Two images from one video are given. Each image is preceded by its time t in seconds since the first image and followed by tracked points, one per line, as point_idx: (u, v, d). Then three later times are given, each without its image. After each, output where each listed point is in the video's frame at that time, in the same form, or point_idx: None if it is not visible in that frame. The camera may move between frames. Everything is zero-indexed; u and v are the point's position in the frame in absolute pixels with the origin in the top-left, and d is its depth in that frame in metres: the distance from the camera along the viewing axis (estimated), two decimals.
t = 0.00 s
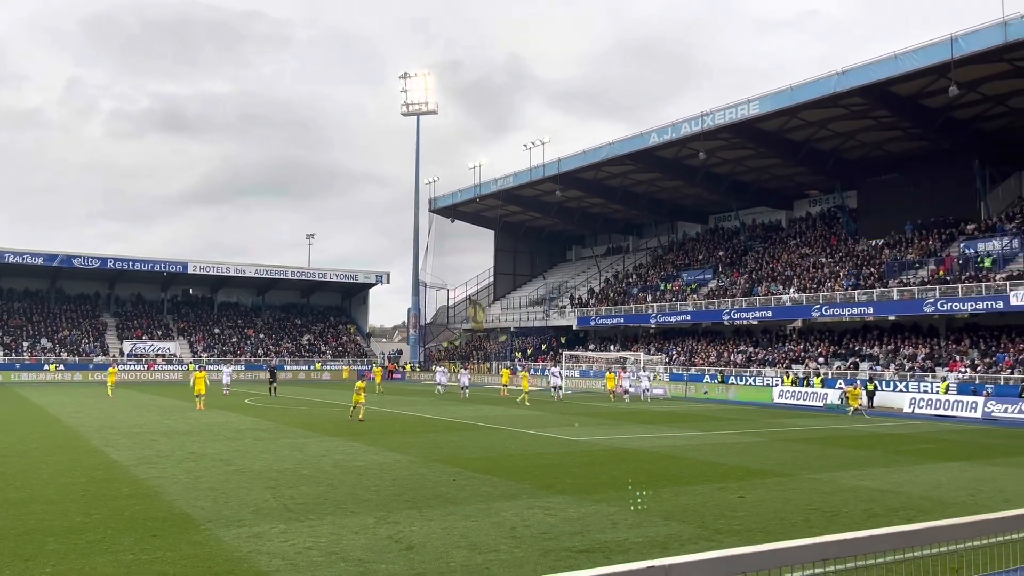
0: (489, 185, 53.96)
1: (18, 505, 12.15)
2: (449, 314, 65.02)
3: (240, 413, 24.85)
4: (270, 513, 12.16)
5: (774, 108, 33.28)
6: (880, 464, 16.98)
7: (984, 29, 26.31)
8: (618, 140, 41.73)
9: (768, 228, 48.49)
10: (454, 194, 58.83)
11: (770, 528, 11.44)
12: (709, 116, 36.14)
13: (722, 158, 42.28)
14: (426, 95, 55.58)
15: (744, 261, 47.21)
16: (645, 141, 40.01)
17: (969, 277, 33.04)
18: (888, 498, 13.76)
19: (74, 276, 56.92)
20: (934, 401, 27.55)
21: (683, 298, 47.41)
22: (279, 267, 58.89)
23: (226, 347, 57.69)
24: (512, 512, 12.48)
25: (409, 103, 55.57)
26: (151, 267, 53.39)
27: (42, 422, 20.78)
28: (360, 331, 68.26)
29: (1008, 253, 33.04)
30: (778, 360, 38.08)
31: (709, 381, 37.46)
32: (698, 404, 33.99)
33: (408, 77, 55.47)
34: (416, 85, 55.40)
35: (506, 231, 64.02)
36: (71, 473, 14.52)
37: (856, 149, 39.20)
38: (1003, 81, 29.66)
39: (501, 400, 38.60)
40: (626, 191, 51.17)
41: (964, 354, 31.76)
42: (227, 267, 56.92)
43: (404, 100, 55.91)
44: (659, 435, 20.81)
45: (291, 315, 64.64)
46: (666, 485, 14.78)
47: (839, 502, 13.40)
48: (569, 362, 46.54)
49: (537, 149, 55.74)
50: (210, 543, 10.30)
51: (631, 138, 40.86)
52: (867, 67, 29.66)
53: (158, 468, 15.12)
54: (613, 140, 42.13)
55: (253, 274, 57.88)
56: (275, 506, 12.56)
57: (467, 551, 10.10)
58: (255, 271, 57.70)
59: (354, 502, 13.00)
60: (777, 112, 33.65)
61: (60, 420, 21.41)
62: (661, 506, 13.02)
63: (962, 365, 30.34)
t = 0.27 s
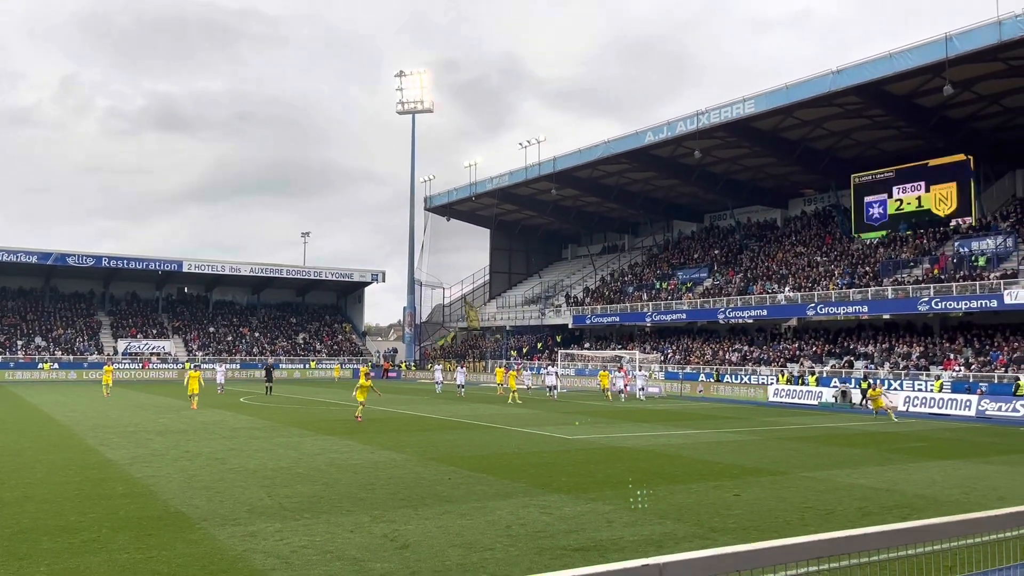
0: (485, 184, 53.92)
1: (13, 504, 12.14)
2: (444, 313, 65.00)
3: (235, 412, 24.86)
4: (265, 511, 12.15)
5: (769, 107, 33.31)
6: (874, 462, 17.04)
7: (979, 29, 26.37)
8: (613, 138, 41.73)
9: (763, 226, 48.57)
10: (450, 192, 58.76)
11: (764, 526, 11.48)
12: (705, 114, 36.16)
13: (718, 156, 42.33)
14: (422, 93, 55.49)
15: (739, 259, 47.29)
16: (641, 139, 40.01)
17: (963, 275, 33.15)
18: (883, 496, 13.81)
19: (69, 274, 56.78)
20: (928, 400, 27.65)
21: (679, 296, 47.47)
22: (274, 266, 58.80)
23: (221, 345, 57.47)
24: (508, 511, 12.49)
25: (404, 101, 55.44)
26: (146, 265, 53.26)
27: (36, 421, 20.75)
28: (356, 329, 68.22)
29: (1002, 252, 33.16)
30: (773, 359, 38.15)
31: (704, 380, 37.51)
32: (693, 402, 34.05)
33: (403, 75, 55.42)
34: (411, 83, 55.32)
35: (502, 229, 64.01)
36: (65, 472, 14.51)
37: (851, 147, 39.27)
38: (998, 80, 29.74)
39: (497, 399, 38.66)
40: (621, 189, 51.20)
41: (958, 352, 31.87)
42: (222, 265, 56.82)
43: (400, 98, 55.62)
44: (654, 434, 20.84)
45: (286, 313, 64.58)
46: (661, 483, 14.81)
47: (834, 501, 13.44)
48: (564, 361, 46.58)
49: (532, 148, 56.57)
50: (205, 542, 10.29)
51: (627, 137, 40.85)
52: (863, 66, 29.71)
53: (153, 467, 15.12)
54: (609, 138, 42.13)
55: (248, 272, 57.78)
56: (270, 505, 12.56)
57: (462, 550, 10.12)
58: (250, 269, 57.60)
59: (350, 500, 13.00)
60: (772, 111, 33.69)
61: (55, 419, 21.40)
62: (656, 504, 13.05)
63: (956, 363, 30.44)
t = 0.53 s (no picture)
0: (482, 182, 53.89)
1: (8, 503, 12.12)
2: (441, 312, 64.98)
3: (232, 410, 24.83)
4: (262, 510, 12.13)
5: (766, 106, 33.32)
6: (871, 460, 17.08)
7: (975, 28, 26.40)
8: (611, 137, 41.73)
9: (760, 225, 48.63)
10: (447, 191, 58.71)
11: (761, 525, 11.50)
12: (702, 113, 36.17)
13: (715, 155, 42.34)
14: (419, 91, 55.46)
15: (736, 258, 47.34)
16: (637, 138, 40.00)
17: (959, 274, 33.23)
18: (879, 494, 13.84)
19: (65, 273, 56.65)
20: (924, 398, 27.70)
21: (675, 295, 47.51)
22: (271, 265, 58.72)
23: (217, 344, 57.34)
24: (505, 509, 12.50)
25: (401, 100, 55.38)
26: (142, 264, 53.15)
27: (32, 420, 20.71)
28: (353, 328, 68.18)
29: (998, 251, 33.22)
30: (769, 357, 38.19)
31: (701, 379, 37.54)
32: (690, 401, 34.09)
33: (400, 74, 55.37)
34: (408, 81, 55.27)
35: (499, 228, 64.00)
36: (61, 471, 14.49)
37: (848, 146, 39.31)
38: (994, 79, 29.79)
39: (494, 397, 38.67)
40: (618, 188, 51.21)
41: (954, 351, 31.94)
42: (219, 264, 56.71)
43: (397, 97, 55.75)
44: (651, 432, 20.85)
45: (282, 312, 64.54)
46: (658, 481, 14.83)
47: (830, 499, 13.47)
48: (561, 359, 46.58)
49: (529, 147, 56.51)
50: (202, 541, 10.28)
51: (624, 135, 40.85)
52: (859, 65, 29.73)
53: (149, 466, 15.11)
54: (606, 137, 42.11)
55: (245, 271, 57.68)
56: (266, 504, 12.56)
57: (459, 548, 10.12)
58: (247, 268, 57.54)
59: (346, 499, 12.99)
60: (769, 110, 33.70)
61: (51, 417, 21.36)
62: (653, 502, 13.07)
63: (952, 362, 30.51)
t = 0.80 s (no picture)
0: (480, 181, 53.86)
1: (5, 503, 12.10)
2: (440, 311, 64.95)
3: (230, 409, 24.80)
4: (260, 510, 12.12)
5: (765, 105, 33.29)
6: (869, 459, 17.10)
7: (974, 27, 26.40)
8: (609, 136, 41.69)
9: (759, 224, 48.62)
10: (445, 190, 58.66)
11: (759, 523, 11.51)
12: (701, 112, 36.14)
13: (713, 154, 42.33)
14: (417, 90, 55.43)
15: (734, 257, 47.35)
16: (636, 137, 39.98)
17: (958, 274, 33.24)
18: (877, 493, 13.85)
19: (63, 272, 56.60)
20: (923, 398, 27.71)
21: (674, 294, 47.51)
22: (269, 264, 58.66)
23: (215, 343, 57.26)
24: (504, 508, 12.49)
25: (400, 99, 55.35)
26: (141, 263, 53.10)
27: (30, 419, 20.69)
28: (351, 327, 68.16)
29: (996, 250, 33.25)
30: (768, 357, 38.19)
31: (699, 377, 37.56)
32: (688, 400, 34.11)
33: (399, 73, 55.33)
34: (407, 80, 55.21)
35: (497, 227, 63.97)
36: (58, 470, 14.46)
37: (846, 146, 39.31)
38: (993, 78, 29.80)
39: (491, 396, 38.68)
40: (617, 187, 51.19)
41: (952, 351, 31.97)
42: (217, 263, 56.64)
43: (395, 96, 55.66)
44: (649, 431, 20.83)
45: (281, 311, 64.50)
46: (656, 480, 14.82)
47: (828, 497, 13.47)
48: (559, 359, 46.57)
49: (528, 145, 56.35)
50: (201, 540, 10.27)
51: (623, 134, 40.83)
52: (858, 64, 29.73)
53: (147, 465, 15.08)
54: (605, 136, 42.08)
55: (243, 270, 57.63)
56: (264, 503, 12.55)
57: (457, 547, 10.12)
58: (245, 267, 57.48)
59: (344, 499, 12.98)
60: (768, 109, 33.69)
61: (48, 416, 21.33)
62: (651, 501, 13.08)
63: (950, 361, 30.52)
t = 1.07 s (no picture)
0: (480, 181, 53.83)
1: (5, 502, 12.11)
2: (439, 310, 64.94)
3: (229, 408, 24.83)
4: (260, 509, 12.12)
5: (764, 104, 33.28)
6: (869, 459, 17.10)
7: (974, 26, 26.40)
8: (609, 135, 41.68)
9: (758, 223, 48.63)
10: (445, 189, 58.67)
11: (758, 522, 11.51)
12: (700, 111, 36.13)
13: (713, 154, 42.33)
14: (417, 90, 55.43)
15: (734, 256, 47.35)
16: (636, 136, 39.96)
17: (958, 273, 33.24)
18: (876, 492, 13.85)
19: (63, 271, 56.63)
20: (923, 397, 27.72)
21: (674, 294, 47.52)
22: (269, 263, 58.67)
23: (215, 343, 57.24)
24: (503, 507, 12.50)
25: (399, 98, 55.34)
26: (140, 263, 53.10)
27: (30, 418, 20.70)
28: (351, 326, 68.22)
29: (996, 249, 33.23)
30: (768, 356, 38.20)
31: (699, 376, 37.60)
32: (687, 399, 34.14)
33: (399, 72, 55.30)
34: (407, 79, 55.17)
35: (497, 226, 63.97)
36: (58, 469, 14.46)
37: (846, 145, 39.31)
38: (993, 77, 29.79)
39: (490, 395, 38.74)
40: (617, 186, 51.18)
41: (951, 350, 31.97)
42: (217, 262, 56.64)
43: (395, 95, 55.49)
44: (648, 430, 20.84)
45: (281, 310, 64.54)
46: (655, 479, 14.84)
47: (827, 497, 13.48)
48: (559, 358, 46.60)
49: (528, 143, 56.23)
50: (200, 539, 10.27)
51: (622, 134, 40.80)
52: (858, 63, 29.71)
53: (147, 464, 15.08)
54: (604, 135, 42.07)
55: (243, 269, 57.63)
56: (264, 502, 12.55)
57: (457, 547, 10.12)
58: (245, 266, 57.47)
59: (344, 497, 12.99)
60: (767, 108, 33.68)
61: (48, 415, 21.36)
62: (651, 500, 13.07)
63: (950, 360, 30.53)
